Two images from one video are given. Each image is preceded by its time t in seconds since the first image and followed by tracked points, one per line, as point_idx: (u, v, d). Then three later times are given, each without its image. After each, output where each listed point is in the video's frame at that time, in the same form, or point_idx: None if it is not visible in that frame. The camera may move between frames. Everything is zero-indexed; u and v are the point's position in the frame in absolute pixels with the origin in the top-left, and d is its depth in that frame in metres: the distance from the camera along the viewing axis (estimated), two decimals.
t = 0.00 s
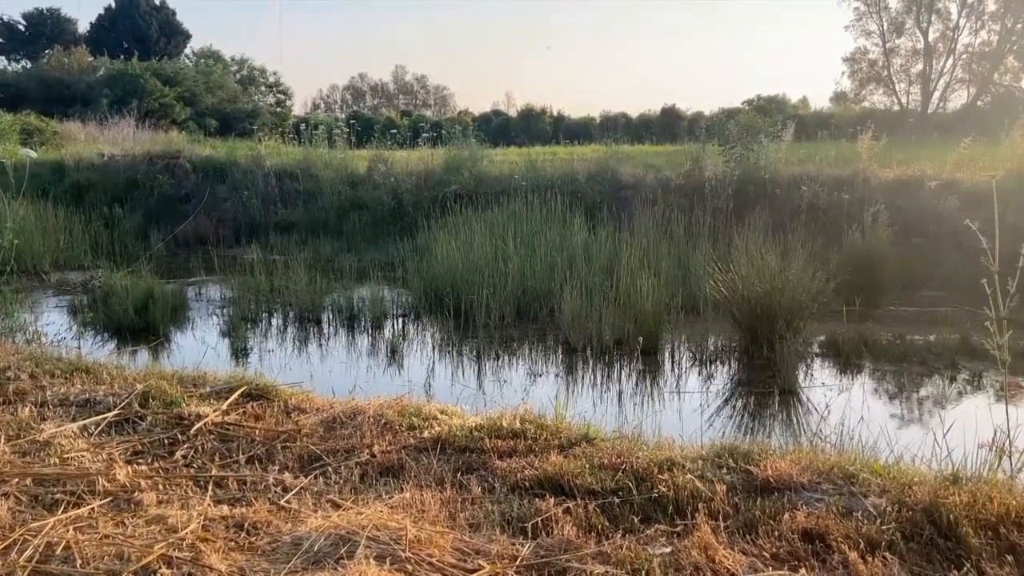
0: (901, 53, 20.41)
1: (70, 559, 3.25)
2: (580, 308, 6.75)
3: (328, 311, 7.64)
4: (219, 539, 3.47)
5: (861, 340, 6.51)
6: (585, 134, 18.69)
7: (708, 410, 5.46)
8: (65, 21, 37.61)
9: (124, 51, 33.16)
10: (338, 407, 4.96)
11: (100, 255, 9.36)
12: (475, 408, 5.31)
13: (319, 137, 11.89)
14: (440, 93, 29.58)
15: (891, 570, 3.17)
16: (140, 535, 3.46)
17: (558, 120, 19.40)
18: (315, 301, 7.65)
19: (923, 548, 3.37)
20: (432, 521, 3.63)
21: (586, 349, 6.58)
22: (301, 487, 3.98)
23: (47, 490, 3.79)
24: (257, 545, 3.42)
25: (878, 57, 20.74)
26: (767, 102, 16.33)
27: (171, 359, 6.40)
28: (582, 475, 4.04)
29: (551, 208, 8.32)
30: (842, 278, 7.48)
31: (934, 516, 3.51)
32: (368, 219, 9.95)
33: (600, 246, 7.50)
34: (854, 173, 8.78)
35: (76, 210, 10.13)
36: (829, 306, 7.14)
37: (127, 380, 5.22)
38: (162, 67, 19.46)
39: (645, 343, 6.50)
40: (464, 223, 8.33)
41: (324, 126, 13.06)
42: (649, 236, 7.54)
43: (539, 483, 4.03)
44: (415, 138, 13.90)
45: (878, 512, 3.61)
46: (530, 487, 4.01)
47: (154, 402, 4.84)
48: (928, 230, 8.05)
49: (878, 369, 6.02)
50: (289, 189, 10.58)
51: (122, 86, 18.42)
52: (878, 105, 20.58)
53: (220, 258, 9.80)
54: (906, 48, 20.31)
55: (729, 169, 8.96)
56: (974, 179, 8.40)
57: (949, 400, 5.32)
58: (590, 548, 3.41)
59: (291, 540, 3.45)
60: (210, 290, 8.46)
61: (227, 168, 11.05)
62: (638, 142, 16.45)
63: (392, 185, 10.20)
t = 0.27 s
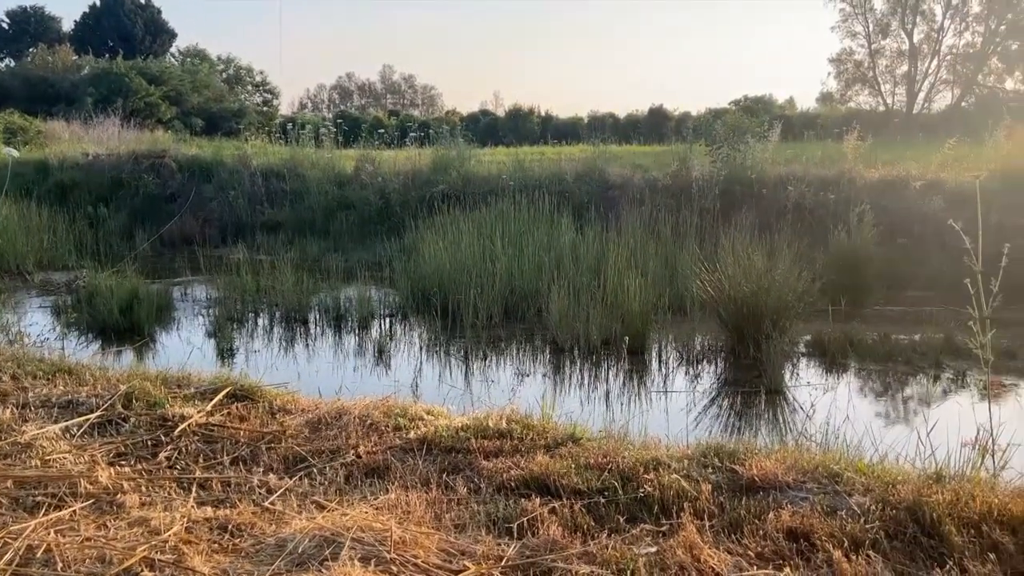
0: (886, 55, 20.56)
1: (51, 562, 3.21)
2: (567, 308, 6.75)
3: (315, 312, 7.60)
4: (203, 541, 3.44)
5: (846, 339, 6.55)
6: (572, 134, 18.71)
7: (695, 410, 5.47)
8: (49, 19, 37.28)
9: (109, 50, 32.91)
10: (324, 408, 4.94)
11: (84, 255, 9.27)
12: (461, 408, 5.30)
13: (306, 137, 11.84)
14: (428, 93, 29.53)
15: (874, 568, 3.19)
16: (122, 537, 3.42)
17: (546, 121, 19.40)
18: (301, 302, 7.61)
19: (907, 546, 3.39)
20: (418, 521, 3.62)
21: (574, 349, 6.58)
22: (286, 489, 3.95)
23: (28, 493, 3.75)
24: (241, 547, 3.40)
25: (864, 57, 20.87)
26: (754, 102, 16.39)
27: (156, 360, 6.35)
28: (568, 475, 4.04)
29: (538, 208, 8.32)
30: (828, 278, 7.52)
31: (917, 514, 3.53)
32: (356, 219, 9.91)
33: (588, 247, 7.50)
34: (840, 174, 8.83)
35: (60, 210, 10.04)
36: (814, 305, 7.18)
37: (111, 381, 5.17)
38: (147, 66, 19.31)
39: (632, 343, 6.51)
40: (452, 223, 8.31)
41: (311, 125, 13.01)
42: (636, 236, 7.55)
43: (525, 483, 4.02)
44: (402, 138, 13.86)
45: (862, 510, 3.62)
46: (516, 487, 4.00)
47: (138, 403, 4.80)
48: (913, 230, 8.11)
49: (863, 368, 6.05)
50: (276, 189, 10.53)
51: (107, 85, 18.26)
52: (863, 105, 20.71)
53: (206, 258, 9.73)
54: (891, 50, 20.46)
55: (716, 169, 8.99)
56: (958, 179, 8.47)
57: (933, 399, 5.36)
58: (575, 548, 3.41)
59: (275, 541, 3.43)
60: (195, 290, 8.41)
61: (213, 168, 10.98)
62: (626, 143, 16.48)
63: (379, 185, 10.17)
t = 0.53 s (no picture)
0: (871, 56, 20.67)
1: (31, 566, 3.17)
2: (554, 308, 6.75)
3: (301, 312, 7.57)
4: (185, 544, 3.41)
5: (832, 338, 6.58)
6: (560, 134, 18.72)
7: (682, 409, 5.48)
8: (33, 17, 36.97)
9: (93, 49, 32.66)
10: (309, 409, 4.91)
11: (68, 255, 9.18)
12: (447, 408, 5.29)
13: (293, 136, 11.79)
14: (416, 92, 29.47)
15: (858, 567, 3.20)
16: (103, 540, 3.38)
17: (534, 121, 19.40)
18: (288, 302, 7.57)
19: (891, 545, 3.40)
20: (402, 523, 3.60)
21: (561, 349, 6.58)
22: (270, 491, 3.93)
23: (8, 496, 3.70)
24: (224, 549, 3.37)
25: (849, 58, 20.98)
26: (741, 103, 16.46)
27: (141, 361, 6.30)
28: (554, 475, 4.03)
29: (526, 209, 8.32)
30: (814, 277, 7.56)
31: (900, 513, 3.55)
32: (343, 219, 9.87)
33: (575, 246, 7.50)
34: (826, 174, 8.87)
35: (43, 210, 9.94)
36: (800, 305, 7.21)
37: (93, 383, 5.12)
38: (132, 65, 19.16)
39: (619, 342, 6.52)
40: (439, 223, 8.29)
41: (298, 125, 12.95)
42: (623, 236, 7.56)
43: (511, 483, 4.01)
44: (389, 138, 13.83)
45: (846, 509, 3.64)
46: (502, 488, 4.00)
47: (120, 405, 4.75)
48: (898, 230, 8.16)
49: (849, 367, 6.09)
50: (263, 189, 10.48)
51: (91, 84, 18.11)
52: (849, 106, 20.83)
53: (192, 258, 9.66)
54: (876, 51, 20.58)
55: (703, 169, 9.02)
56: (943, 180, 8.54)
57: (918, 398, 5.39)
58: (561, 548, 3.40)
59: (259, 544, 3.40)
60: (181, 291, 8.35)
61: (199, 167, 10.91)
62: (613, 143, 16.50)
63: (366, 185, 10.13)
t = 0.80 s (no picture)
0: (856, 57, 20.77)
1: (9, 572, 3.13)
2: (541, 309, 6.74)
3: (287, 313, 7.53)
4: (167, 548, 3.38)
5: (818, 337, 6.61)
6: (547, 135, 18.71)
7: (668, 409, 5.49)
8: (16, 17, 36.67)
9: (77, 49, 32.43)
10: (293, 410, 4.88)
11: (51, 256, 9.10)
12: (433, 409, 5.27)
13: (279, 136, 11.74)
14: (403, 93, 29.40)
15: (841, 566, 3.21)
16: (84, 544, 3.35)
17: (521, 121, 19.40)
18: (274, 303, 7.53)
19: (874, 544, 3.42)
20: (387, 525, 3.58)
21: (549, 349, 6.57)
22: (253, 493, 3.90)
23: None
24: (206, 553, 3.34)
25: (835, 59, 21.07)
26: (727, 104, 16.51)
27: (125, 362, 6.24)
28: (539, 476, 4.02)
29: (513, 209, 8.31)
30: (800, 277, 7.60)
31: (884, 512, 3.56)
32: (329, 219, 9.83)
33: (562, 246, 7.50)
34: (812, 174, 8.92)
35: (26, 211, 9.84)
36: (786, 305, 7.24)
37: (75, 385, 5.07)
38: (117, 64, 19.01)
39: (606, 342, 6.52)
40: (426, 223, 8.28)
41: (284, 125, 12.90)
42: (610, 237, 7.57)
43: (496, 484, 4.00)
44: (376, 138, 13.78)
45: (830, 508, 3.64)
46: (487, 489, 3.98)
47: (102, 407, 4.71)
48: (883, 230, 8.22)
49: (834, 366, 6.11)
50: (248, 189, 10.43)
51: (75, 83, 17.95)
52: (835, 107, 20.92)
53: (177, 258, 9.60)
54: (862, 52, 20.68)
55: (689, 170, 9.04)
56: (927, 180, 8.59)
57: (902, 397, 5.42)
58: (546, 550, 3.39)
59: (241, 547, 3.38)
60: (166, 292, 8.29)
61: (184, 167, 10.84)
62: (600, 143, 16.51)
63: (353, 185, 10.10)
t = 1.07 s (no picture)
0: (842, 57, 20.86)
1: None
2: (529, 310, 6.74)
3: (273, 314, 7.49)
4: (149, 552, 3.34)
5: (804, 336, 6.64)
6: (535, 135, 18.72)
7: (655, 409, 5.49)
8: None
9: (61, 48, 32.18)
10: (278, 412, 4.85)
11: (34, 257, 9.01)
12: (419, 411, 5.25)
13: (265, 136, 11.68)
14: (390, 93, 29.34)
15: (826, 565, 3.21)
16: (63, 549, 3.30)
17: (509, 121, 19.40)
18: (260, 304, 7.49)
19: (858, 543, 3.42)
20: (371, 527, 3.56)
21: (536, 350, 6.56)
22: (237, 496, 3.87)
23: None
24: (188, 557, 3.30)
25: (820, 60, 21.15)
26: (714, 104, 16.57)
27: (108, 364, 6.18)
28: (525, 477, 4.01)
29: (501, 209, 8.31)
30: (785, 277, 7.63)
31: (868, 511, 3.57)
32: (316, 220, 9.80)
33: (550, 247, 7.50)
34: (797, 174, 8.96)
35: (8, 212, 9.75)
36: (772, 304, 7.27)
37: (56, 388, 5.01)
38: (101, 64, 18.87)
39: (593, 343, 6.53)
40: (413, 224, 8.25)
41: (271, 125, 12.84)
42: (597, 237, 7.58)
43: (482, 486, 3.98)
44: (363, 138, 13.75)
45: (815, 508, 3.65)
46: (473, 490, 3.97)
47: (84, 410, 4.66)
48: (868, 230, 8.27)
49: (819, 366, 6.14)
50: (234, 190, 10.39)
51: (59, 83, 17.79)
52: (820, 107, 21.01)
53: (162, 259, 9.54)
54: (847, 53, 20.77)
55: (676, 170, 9.07)
56: (911, 180, 8.65)
57: (887, 396, 5.45)
58: (531, 551, 3.38)
59: (224, 551, 3.34)
60: (150, 293, 8.22)
61: (169, 168, 10.77)
62: (587, 144, 16.54)
63: (340, 185, 10.06)
